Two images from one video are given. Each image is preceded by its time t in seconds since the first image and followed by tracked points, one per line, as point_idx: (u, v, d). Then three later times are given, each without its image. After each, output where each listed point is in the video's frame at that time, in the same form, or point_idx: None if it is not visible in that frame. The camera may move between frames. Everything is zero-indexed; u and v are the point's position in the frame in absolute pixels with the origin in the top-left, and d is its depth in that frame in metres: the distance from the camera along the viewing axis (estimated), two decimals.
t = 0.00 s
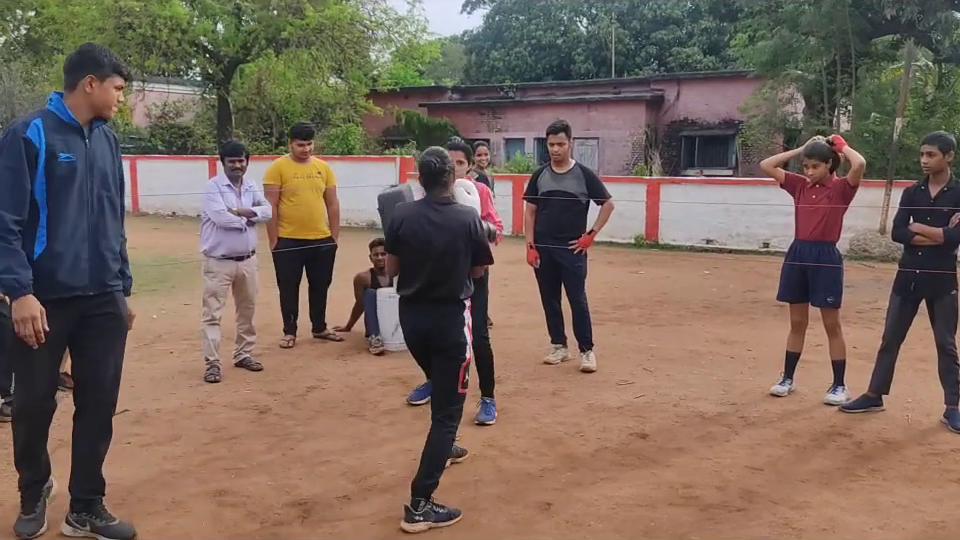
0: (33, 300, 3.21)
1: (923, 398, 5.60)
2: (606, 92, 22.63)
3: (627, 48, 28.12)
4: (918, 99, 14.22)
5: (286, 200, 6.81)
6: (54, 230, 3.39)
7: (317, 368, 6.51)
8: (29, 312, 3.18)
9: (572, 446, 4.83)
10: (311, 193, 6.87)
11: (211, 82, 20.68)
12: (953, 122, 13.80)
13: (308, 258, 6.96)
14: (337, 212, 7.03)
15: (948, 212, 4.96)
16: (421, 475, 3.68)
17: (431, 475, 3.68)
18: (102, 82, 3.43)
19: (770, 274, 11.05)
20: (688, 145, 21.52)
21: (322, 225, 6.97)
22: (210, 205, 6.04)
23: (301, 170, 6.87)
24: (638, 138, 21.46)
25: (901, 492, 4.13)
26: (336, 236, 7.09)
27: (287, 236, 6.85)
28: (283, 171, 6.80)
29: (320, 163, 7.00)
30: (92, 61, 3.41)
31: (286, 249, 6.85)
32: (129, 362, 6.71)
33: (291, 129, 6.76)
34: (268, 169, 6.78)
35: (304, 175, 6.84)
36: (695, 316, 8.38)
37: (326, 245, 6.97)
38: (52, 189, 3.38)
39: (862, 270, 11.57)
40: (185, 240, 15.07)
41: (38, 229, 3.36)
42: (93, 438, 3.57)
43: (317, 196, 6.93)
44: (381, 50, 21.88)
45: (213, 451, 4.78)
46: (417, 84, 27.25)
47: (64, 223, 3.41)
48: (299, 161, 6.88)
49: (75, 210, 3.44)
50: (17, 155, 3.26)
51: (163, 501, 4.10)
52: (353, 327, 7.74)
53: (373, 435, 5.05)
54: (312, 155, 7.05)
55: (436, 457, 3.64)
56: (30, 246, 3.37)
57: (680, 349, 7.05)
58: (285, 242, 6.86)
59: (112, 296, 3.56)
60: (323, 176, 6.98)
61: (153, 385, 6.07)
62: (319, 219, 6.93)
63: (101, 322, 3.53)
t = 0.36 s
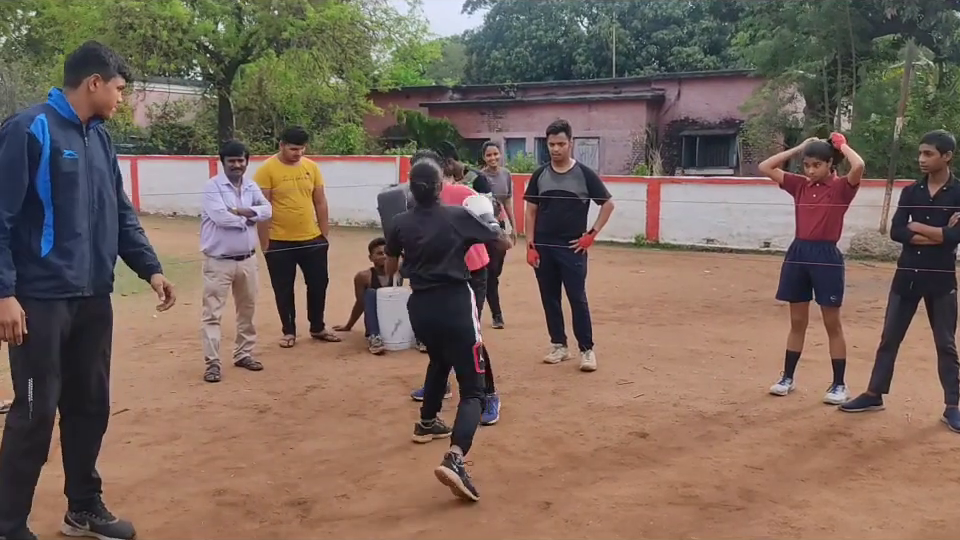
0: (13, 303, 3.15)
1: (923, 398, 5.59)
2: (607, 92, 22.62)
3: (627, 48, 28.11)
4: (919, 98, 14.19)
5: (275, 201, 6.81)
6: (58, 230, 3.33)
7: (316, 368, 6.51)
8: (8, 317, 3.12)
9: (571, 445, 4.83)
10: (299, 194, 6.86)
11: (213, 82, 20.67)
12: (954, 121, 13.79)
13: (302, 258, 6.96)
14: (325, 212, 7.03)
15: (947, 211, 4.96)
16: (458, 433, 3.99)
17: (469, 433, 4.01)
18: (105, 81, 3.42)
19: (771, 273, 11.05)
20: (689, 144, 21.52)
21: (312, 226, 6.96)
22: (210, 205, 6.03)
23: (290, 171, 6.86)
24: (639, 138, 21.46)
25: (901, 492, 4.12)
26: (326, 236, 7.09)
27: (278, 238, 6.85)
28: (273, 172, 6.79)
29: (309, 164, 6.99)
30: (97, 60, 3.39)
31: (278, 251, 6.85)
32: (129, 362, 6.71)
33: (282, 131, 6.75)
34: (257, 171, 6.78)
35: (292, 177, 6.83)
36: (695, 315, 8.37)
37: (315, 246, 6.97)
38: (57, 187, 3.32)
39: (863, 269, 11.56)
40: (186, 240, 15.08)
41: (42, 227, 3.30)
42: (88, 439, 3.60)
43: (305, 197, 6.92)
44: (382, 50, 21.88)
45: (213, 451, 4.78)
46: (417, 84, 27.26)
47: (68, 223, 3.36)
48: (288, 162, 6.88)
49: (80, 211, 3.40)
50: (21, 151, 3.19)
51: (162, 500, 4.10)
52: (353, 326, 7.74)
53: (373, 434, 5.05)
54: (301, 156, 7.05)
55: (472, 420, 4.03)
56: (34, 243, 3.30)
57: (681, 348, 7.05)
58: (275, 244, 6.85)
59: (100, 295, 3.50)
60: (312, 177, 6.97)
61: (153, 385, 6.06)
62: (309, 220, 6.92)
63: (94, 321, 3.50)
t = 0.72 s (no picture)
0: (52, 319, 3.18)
1: (922, 398, 5.59)
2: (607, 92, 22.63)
3: (628, 47, 28.13)
4: (919, 98, 14.18)
5: (272, 202, 6.81)
6: (65, 240, 3.36)
7: (316, 368, 6.52)
8: (56, 333, 3.16)
9: (571, 445, 4.84)
10: (297, 195, 6.87)
11: (213, 82, 20.66)
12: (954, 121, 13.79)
13: (300, 258, 6.97)
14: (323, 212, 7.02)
15: (947, 212, 4.96)
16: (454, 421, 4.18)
17: (462, 423, 4.19)
18: (81, 78, 3.42)
19: (771, 273, 11.07)
20: (689, 145, 21.53)
21: (311, 226, 6.96)
22: (209, 205, 6.03)
23: (287, 171, 6.86)
24: (639, 138, 21.47)
25: (900, 491, 4.12)
26: (324, 236, 7.09)
27: (277, 239, 6.85)
28: (271, 173, 6.79)
29: (305, 164, 6.99)
30: (70, 56, 3.37)
31: (277, 251, 6.86)
32: (130, 362, 6.73)
33: (278, 131, 6.75)
34: (255, 171, 6.78)
35: (289, 177, 6.83)
36: (695, 315, 8.38)
37: (314, 246, 6.97)
38: (55, 196, 3.32)
39: (863, 269, 11.57)
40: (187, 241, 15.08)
41: (49, 238, 3.31)
42: (83, 440, 3.61)
43: (302, 197, 6.92)
44: (382, 51, 21.87)
45: (212, 451, 4.78)
46: (417, 84, 27.26)
47: (72, 230, 3.39)
48: (285, 162, 6.87)
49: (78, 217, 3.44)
50: (27, 165, 3.16)
51: (161, 500, 4.10)
52: (352, 326, 7.75)
53: (373, 434, 5.06)
54: (297, 156, 7.05)
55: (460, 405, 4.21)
56: (45, 257, 3.31)
57: (681, 348, 7.05)
58: (274, 245, 6.86)
59: (95, 299, 3.59)
60: (308, 177, 6.96)
61: (154, 385, 6.07)
62: (307, 220, 6.93)
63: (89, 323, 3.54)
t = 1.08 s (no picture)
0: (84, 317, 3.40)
1: (922, 397, 5.59)
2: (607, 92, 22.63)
3: (628, 47, 28.13)
4: (920, 98, 14.17)
5: (271, 202, 6.82)
6: (69, 241, 3.51)
7: (316, 368, 6.52)
8: (91, 329, 3.39)
9: (571, 445, 4.84)
10: (296, 195, 6.87)
11: (213, 82, 20.67)
12: (955, 121, 13.77)
13: (299, 258, 6.97)
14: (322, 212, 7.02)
15: (947, 211, 4.96)
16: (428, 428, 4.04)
17: (434, 433, 4.05)
18: (74, 80, 3.45)
19: (771, 273, 11.06)
20: (690, 144, 21.52)
21: (310, 226, 6.97)
22: (209, 205, 6.02)
23: (284, 171, 6.86)
24: (640, 138, 21.46)
25: (900, 491, 4.12)
26: (323, 236, 7.10)
27: (275, 239, 6.85)
28: (269, 173, 6.79)
29: (302, 163, 7.00)
30: (61, 55, 3.39)
31: (277, 252, 6.86)
32: (130, 362, 6.73)
33: (275, 130, 6.76)
34: (252, 171, 6.78)
35: (287, 177, 6.83)
36: (695, 315, 8.37)
37: (313, 246, 6.97)
38: (56, 196, 3.40)
39: (863, 269, 11.56)
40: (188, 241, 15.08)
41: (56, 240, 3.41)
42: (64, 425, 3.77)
43: (301, 197, 6.93)
44: (383, 51, 21.87)
45: (211, 451, 4.79)
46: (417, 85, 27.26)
47: (71, 229, 3.51)
48: (282, 162, 6.88)
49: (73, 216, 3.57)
50: (43, 165, 3.20)
51: (161, 500, 4.10)
52: (352, 326, 7.75)
53: (373, 434, 5.05)
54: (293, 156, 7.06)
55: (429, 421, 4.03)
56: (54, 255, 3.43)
57: (681, 348, 7.05)
58: (273, 245, 6.86)
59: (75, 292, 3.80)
60: (306, 176, 6.97)
61: (154, 385, 6.07)
62: (306, 220, 6.93)
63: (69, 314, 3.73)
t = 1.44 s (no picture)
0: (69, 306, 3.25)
1: (921, 398, 5.59)
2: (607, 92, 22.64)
3: (628, 48, 28.16)
4: (919, 98, 14.17)
5: (270, 202, 6.82)
6: (71, 234, 3.48)
7: (316, 368, 6.52)
8: (70, 323, 3.20)
9: (571, 445, 4.84)
10: (294, 195, 6.88)
11: (213, 82, 20.67)
12: (955, 121, 13.76)
13: (299, 259, 6.97)
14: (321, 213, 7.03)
15: (947, 212, 4.96)
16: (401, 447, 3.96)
17: (409, 449, 3.97)
18: (67, 78, 3.43)
19: (771, 274, 11.05)
20: (690, 145, 21.52)
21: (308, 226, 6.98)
22: (209, 206, 6.02)
23: (282, 171, 6.87)
24: (640, 138, 21.46)
25: (899, 491, 4.12)
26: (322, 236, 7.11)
27: (274, 240, 6.85)
28: (266, 174, 6.80)
29: (301, 164, 7.02)
30: (53, 54, 3.37)
31: (276, 252, 6.86)
32: (130, 362, 6.73)
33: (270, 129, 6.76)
34: (250, 171, 6.78)
35: (285, 176, 6.84)
36: (695, 316, 8.38)
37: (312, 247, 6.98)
38: (57, 190, 3.40)
39: (863, 269, 11.57)
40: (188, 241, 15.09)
41: (59, 231, 3.41)
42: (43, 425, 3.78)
43: (300, 197, 6.93)
44: (383, 51, 21.87)
45: (212, 451, 4.79)
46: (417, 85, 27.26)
47: (74, 222, 3.51)
48: (279, 162, 6.88)
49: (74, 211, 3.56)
50: (42, 159, 3.20)
51: (160, 499, 4.10)
52: (352, 326, 7.75)
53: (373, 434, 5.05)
54: (291, 156, 7.07)
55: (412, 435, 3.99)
56: (58, 249, 3.41)
57: (680, 348, 7.05)
58: (272, 246, 6.86)
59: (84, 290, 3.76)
60: (304, 176, 6.98)
61: (154, 385, 6.07)
62: (305, 221, 6.94)
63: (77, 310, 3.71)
